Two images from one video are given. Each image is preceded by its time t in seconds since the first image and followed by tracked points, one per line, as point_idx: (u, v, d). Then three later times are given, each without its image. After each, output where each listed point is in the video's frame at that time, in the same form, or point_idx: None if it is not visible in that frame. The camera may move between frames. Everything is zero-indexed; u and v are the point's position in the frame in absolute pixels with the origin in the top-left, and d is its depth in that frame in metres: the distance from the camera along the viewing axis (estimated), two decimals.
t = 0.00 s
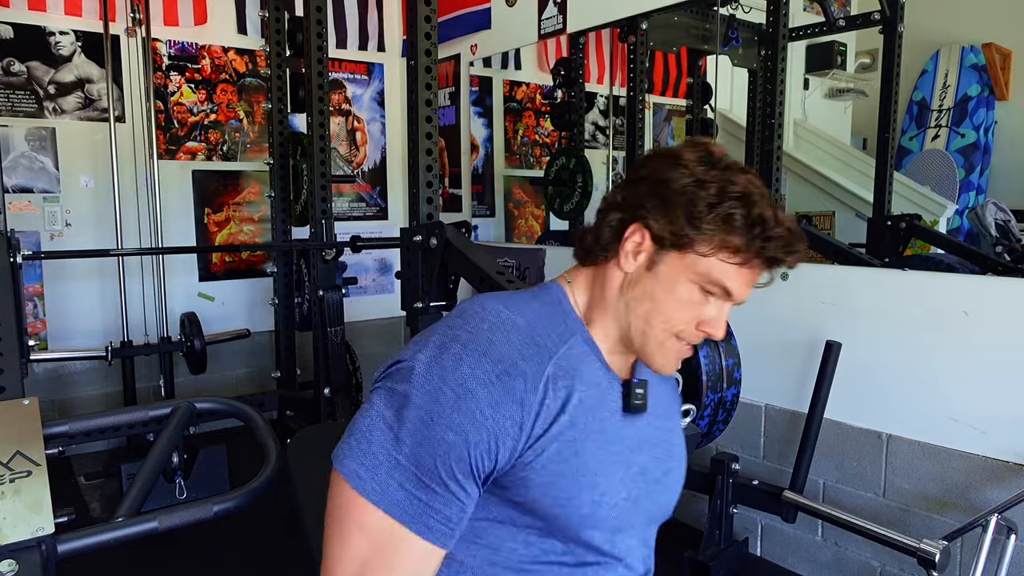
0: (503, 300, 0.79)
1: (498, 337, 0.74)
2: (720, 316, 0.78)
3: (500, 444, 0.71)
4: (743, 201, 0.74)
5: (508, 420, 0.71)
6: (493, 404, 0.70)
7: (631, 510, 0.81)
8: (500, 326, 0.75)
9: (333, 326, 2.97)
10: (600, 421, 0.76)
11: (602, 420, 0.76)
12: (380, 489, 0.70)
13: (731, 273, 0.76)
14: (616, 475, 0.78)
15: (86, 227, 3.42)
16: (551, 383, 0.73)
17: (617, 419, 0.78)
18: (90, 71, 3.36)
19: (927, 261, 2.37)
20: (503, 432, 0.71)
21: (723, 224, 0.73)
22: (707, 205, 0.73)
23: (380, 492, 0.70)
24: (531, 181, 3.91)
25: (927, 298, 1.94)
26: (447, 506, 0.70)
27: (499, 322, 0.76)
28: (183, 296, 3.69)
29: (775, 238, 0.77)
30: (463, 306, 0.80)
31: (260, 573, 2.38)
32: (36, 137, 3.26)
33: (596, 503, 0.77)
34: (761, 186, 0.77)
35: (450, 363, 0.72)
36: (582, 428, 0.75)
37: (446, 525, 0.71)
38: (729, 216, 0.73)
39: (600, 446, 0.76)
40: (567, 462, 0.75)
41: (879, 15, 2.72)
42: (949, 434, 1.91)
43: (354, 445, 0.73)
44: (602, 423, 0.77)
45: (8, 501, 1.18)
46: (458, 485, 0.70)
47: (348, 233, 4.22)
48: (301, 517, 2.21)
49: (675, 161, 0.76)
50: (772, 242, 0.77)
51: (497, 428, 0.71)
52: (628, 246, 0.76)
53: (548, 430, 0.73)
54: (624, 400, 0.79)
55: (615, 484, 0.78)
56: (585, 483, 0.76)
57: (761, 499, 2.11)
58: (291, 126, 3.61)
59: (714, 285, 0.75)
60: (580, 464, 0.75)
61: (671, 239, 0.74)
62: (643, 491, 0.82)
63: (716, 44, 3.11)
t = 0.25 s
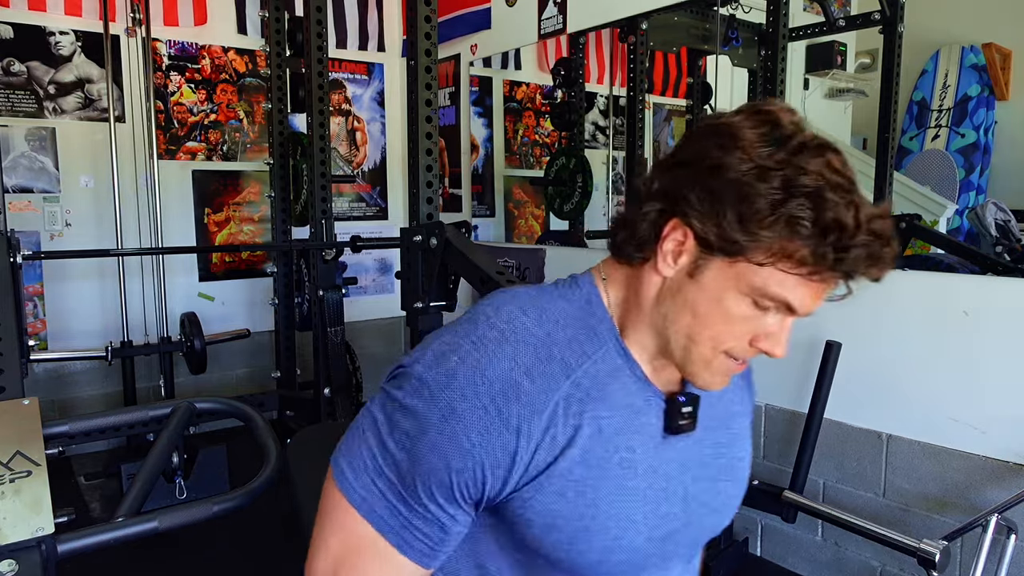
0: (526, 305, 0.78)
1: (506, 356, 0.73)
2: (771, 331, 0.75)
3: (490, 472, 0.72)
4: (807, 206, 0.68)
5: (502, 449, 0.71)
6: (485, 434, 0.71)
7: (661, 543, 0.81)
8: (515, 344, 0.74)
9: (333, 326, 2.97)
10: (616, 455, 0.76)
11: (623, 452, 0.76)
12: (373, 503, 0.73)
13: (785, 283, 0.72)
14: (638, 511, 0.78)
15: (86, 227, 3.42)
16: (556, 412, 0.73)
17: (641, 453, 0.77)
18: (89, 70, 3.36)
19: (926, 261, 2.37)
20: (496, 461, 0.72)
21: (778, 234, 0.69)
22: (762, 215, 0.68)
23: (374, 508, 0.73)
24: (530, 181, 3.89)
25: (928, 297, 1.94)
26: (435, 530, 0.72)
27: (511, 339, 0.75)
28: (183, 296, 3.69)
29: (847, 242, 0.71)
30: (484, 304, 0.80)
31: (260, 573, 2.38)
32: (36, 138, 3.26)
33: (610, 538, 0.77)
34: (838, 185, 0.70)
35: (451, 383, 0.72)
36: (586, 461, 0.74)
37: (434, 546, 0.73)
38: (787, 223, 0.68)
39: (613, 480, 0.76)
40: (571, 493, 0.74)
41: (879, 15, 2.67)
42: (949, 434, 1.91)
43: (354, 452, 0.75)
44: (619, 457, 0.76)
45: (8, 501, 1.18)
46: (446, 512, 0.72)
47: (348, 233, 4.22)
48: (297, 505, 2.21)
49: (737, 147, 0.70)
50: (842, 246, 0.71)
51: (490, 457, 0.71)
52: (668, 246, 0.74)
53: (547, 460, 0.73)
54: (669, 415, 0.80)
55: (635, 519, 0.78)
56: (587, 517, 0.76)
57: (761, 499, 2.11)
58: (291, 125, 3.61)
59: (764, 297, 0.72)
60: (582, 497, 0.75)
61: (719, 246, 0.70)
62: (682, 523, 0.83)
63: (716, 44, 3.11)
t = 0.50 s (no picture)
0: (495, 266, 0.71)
1: (468, 315, 0.66)
2: (762, 279, 0.67)
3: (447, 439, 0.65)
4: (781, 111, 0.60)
5: (461, 416, 0.65)
6: (442, 399, 0.63)
7: (657, 513, 0.76)
8: (482, 304, 0.67)
9: (333, 326, 2.96)
10: (596, 422, 0.69)
11: (605, 419, 0.70)
12: (322, 468, 0.67)
13: (771, 212, 0.64)
14: (623, 482, 0.72)
15: (86, 227, 3.42)
16: (521, 376, 0.66)
17: (626, 419, 0.71)
18: (90, 71, 3.36)
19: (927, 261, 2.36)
20: (455, 426, 0.65)
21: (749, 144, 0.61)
22: (728, 128, 0.61)
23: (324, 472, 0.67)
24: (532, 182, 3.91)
25: (927, 297, 1.94)
26: (391, 495, 0.67)
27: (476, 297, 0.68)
28: (183, 296, 3.69)
29: (836, 153, 0.62)
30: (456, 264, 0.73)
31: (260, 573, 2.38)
32: (36, 137, 3.26)
33: (591, 509, 0.72)
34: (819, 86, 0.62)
35: (406, 343, 0.65)
36: (555, 430, 0.68)
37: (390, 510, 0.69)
38: (760, 135, 0.60)
39: (591, 449, 0.70)
40: (539, 461, 0.69)
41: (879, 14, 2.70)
42: (949, 434, 1.91)
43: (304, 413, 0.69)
44: (598, 424, 0.69)
45: (8, 501, 1.19)
46: (401, 476, 0.66)
47: (348, 233, 4.23)
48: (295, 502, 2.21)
49: (698, 60, 0.63)
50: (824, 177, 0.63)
51: (449, 423, 0.64)
52: (634, 191, 0.68)
53: (511, 427, 0.67)
54: (673, 373, 0.74)
55: (619, 490, 0.72)
56: (557, 489, 0.70)
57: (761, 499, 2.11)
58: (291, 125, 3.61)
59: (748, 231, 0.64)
60: (551, 469, 0.69)
61: (685, 180, 0.64)
62: (684, 492, 0.77)
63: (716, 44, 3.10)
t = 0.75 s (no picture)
0: (442, 313, 0.83)
1: (410, 357, 0.77)
2: (678, 284, 0.72)
3: (390, 470, 0.74)
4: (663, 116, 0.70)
5: (399, 445, 0.74)
6: (380, 429, 0.73)
7: (592, 543, 0.82)
8: (424, 346, 0.78)
9: (333, 326, 2.97)
10: (528, 452, 0.77)
11: (536, 448, 0.77)
12: (295, 504, 0.78)
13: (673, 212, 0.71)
14: (558, 510, 0.79)
15: (87, 227, 3.42)
16: (455, 409, 0.75)
17: (558, 449, 0.78)
18: (90, 71, 3.37)
19: (925, 260, 2.36)
20: (396, 456, 0.74)
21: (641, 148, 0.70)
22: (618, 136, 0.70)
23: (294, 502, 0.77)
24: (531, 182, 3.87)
25: (927, 297, 1.95)
26: (349, 524, 0.76)
27: (418, 341, 0.78)
28: (184, 296, 3.69)
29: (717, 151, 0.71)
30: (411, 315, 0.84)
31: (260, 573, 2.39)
32: (37, 138, 3.27)
33: (529, 537, 0.78)
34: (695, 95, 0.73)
35: (357, 383, 0.77)
36: (489, 460, 0.76)
37: (349, 541, 0.77)
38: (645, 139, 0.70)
39: (525, 479, 0.77)
40: (477, 491, 0.76)
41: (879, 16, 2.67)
42: (948, 434, 1.92)
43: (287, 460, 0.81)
44: (530, 453, 0.77)
45: (10, 500, 1.20)
46: (354, 505, 0.75)
47: (348, 233, 4.23)
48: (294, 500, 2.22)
49: (588, 95, 0.73)
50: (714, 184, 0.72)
51: (389, 452, 0.74)
52: (553, 217, 0.77)
53: (448, 458, 0.75)
54: (596, 411, 0.80)
55: (553, 519, 0.79)
56: (498, 519, 0.77)
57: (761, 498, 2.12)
58: (291, 125, 3.62)
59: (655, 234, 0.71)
60: (491, 499, 0.76)
61: (586, 201, 0.73)
62: (619, 523, 0.82)
63: (716, 44, 3.06)
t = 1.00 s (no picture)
0: (438, 334, 0.85)
1: (407, 380, 0.79)
2: (599, 232, 0.80)
3: (393, 493, 0.76)
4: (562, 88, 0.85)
5: (401, 469, 0.76)
6: (382, 452, 0.76)
7: (596, 560, 0.84)
8: (423, 369, 0.81)
9: (333, 326, 2.97)
10: (528, 473, 0.79)
11: (535, 468, 0.80)
12: (304, 530, 0.80)
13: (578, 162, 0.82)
14: (559, 529, 0.81)
15: (87, 227, 3.42)
16: (454, 431, 0.77)
17: (558, 469, 0.80)
18: (91, 71, 3.37)
19: (925, 260, 2.36)
20: (399, 479, 0.76)
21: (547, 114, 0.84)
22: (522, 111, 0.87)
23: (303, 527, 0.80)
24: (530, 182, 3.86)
25: (927, 297, 1.95)
26: (357, 547, 0.78)
27: (417, 363, 0.81)
28: (184, 296, 3.70)
29: (616, 104, 0.82)
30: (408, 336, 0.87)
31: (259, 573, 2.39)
32: (38, 138, 3.27)
33: (532, 556, 0.80)
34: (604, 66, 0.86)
35: (358, 407, 0.80)
36: (489, 481, 0.78)
37: (360, 564, 0.79)
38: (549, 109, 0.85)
39: (526, 498, 0.79)
40: (479, 514, 0.78)
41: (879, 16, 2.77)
42: (948, 434, 1.92)
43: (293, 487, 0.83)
44: (531, 473, 0.79)
45: (10, 500, 1.20)
46: (363, 528, 0.78)
47: (348, 232, 4.23)
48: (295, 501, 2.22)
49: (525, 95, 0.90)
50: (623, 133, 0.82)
51: (391, 475, 0.76)
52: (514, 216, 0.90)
53: (449, 481, 0.77)
54: (595, 428, 0.83)
55: (555, 538, 0.81)
56: (501, 539, 0.79)
57: (761, 498, 2.12)
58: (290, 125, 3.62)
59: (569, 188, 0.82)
60: (494, 520, 0.78)
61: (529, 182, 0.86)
62: (621, 539, 0.85)
63: (716, 44, 3.07)
